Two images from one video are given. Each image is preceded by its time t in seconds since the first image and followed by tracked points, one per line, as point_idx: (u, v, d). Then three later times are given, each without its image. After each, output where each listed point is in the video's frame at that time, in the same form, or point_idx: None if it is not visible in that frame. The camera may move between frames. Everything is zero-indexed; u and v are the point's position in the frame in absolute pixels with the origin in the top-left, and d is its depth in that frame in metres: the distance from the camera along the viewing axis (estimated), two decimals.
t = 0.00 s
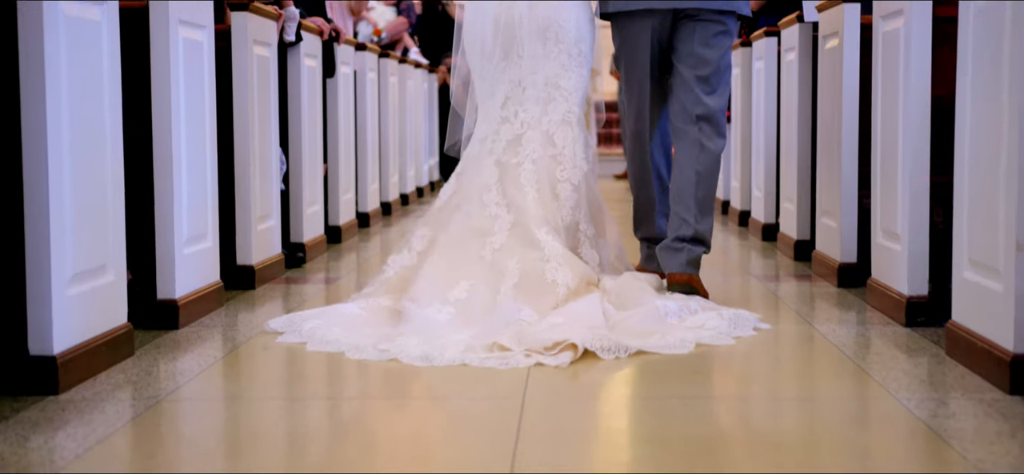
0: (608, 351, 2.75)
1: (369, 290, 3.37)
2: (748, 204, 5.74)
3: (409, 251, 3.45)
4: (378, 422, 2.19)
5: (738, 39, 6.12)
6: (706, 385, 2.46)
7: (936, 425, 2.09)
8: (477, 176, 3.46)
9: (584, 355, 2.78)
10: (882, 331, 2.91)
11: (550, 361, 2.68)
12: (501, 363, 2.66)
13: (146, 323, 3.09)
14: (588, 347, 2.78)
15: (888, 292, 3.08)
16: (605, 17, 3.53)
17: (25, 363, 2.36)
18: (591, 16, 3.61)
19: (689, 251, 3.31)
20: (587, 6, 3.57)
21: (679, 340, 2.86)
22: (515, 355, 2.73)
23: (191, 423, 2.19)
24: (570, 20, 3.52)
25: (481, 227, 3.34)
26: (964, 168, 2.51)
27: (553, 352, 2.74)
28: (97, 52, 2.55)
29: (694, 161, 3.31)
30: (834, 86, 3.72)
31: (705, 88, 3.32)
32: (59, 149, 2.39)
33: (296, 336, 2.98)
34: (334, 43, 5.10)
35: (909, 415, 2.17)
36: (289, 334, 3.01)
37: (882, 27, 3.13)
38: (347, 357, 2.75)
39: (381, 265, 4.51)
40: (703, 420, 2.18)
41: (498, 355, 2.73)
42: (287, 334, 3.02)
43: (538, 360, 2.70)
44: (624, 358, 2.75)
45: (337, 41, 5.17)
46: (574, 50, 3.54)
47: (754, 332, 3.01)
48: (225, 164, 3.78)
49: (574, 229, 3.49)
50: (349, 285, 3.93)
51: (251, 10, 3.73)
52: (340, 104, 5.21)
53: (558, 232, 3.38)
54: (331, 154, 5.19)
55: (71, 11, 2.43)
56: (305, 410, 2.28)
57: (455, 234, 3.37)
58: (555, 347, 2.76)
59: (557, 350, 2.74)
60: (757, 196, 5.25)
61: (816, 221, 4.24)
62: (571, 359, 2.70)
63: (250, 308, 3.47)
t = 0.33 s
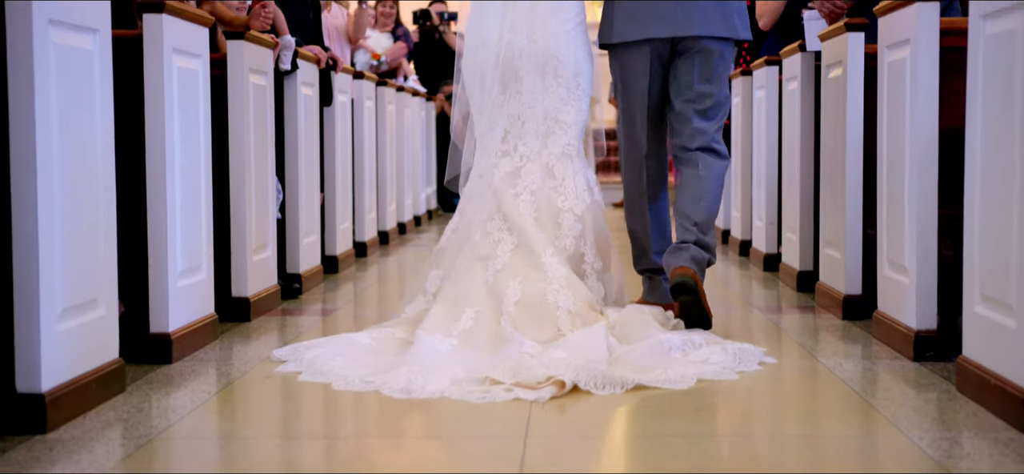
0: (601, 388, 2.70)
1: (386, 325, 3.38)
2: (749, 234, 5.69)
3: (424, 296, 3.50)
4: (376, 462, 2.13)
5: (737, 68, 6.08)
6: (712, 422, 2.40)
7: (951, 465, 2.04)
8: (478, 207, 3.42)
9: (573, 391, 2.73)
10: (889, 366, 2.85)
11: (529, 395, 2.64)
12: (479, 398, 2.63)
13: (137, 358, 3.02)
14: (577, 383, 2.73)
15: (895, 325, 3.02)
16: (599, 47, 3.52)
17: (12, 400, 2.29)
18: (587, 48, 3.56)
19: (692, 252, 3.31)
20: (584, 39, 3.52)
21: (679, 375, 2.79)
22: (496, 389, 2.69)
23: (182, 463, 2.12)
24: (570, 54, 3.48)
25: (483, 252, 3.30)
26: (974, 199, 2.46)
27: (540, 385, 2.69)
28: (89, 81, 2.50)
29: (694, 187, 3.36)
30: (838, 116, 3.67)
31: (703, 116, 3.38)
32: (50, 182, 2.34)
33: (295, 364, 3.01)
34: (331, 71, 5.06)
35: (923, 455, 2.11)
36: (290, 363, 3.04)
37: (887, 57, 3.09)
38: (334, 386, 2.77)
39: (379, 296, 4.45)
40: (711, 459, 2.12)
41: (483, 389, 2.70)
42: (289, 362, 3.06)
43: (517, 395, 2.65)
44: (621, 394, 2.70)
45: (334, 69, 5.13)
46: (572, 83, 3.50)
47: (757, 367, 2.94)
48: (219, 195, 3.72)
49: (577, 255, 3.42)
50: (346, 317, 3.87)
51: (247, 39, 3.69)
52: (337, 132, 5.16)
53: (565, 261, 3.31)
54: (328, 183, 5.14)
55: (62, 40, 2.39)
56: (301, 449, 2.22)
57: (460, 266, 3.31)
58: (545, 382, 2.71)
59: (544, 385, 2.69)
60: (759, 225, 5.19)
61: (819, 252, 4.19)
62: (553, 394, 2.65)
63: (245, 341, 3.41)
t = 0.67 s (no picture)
0: (589, 422, 2.65)
1: (386, 357, 3.34)
2: (751, 264, 5.64)
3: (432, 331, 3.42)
4: None
5: (738, 96, 6.05)
6: (715, 459, 2.34)
7: None
8: (475, 236, 3.35)
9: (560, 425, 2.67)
10: (897, 401, 2.79)
11: (514, 428, 2.59)
12: (463, 431, 2.57)
13: (129, 394, 2.96)
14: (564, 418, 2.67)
15: (903, 360, 2.96)
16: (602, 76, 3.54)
17: None
18: (585, 78, 3.54)
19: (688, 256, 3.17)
20: (582, 70, 3.51)
21: (671, 409, 2.73)
22: (483, 423, 2.64)
23: None
24: (567, 88, 3.45)
25: (479, 279, 3.25)
26: (985, 233, 2.40)
27: (528, 419, 2.64)
28: (79, 110, 2.45)
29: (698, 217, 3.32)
30: (841, 146, 3.63)
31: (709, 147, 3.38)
32: (37, 214, 2.28)
33: (293, 394, 2.98)
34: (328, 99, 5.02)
35: None
36: (288, 393, 3.02)
37: (892, 85, 3.05)
38: (322, 418, 2.72)
39: (376, 326, 4.38)
40: None
41: (469, 423, 2.64)
42: (287, 391, 3.04)
43: (502, 429, 2.60)
44: (613, 427, 2.64)
45: (331, 97, 5.09)
46: (570, 116, 3.46)
47: (760, 402, 2.87)
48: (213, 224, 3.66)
49: (581, 286, 3.38)
50: (343, 349, 3.81)
51: (243, 67, 3.64)
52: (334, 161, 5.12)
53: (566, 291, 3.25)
54: (324, 212, 5.09)
55: (52, 69, 2.33)
56: None
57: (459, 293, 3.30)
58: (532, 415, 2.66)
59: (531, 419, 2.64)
60: (760, 254, 5.14)
61: (822, 283, 4.13)
62: (540, 428, 2.60)
63: (239, 374, 3.35)
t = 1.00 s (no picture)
0: (578, 451, 2.61)
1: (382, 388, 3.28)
2: (752, 292, 5.58)
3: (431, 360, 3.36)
4: None
5: (738, 123, 6.01)
6: None
7: None
8: (471, 264, 3.29)
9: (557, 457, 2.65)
10: (906, 436, 2.73)
11: (511, 459, 2.53)
12: (458, 462, 2.51)
13: (120, 428, 2.89)
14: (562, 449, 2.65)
15: (911, 393, 2.90)
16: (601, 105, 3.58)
17: None
18: (582, 107, 3.51)
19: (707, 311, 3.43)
20: (579, 99, 3.48)
21: (665, 443, 2.66)
22: (481, 454, 2.58)
23: None
24: (562, 118, 3.41)
25: (477, 308, 3.19)
26: (996, 263, 2.35)
27: (524, 449, 2.61)
28: (70, 139, 2.40)
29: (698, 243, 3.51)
30: (843, 174, 3.58)
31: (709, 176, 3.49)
32: (25, 244, 2.22)
33: (290, 425, 2.93)
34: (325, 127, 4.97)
35: None
36: (285, 423, 2.97)
37: (898, 114, 3.00)
38: (318, 449, 2.66)
39: (372, 356, 4.32)
40: None
41: (465, 454, 2.58)
42: (284, 421, 2.99)
43: (499, 460, 2.54)
44: (596, 456, 2.60)
45: (328, 125, 5.04)
46: (564, 146, 3.42)
47: (760, 435, 2.80)
48: (207, 251, 3.60)
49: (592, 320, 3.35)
50: (338, 379, 3.74)
51: (239, 94, 3.59)
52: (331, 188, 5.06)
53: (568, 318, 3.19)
54: (321, 239, 5.03)
55: (41, 97, 2.28)
56: None
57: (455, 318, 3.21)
58: (529, 445, 2.64)
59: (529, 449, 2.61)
60: (761, 283, 5.08)
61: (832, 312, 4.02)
62: (537, 458, 2.57)
63: (234, 406, 3.28)
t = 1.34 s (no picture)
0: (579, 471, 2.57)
1: (379, 417, 3.22)
2: (753, 320, 5.51)
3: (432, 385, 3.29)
4: None
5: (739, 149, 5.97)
6: None
7: None
8: (475, 293, 3.27)
9: None
10: (914, 469, 2.67)
11: None
12: None
13: (110, 461, 2.83)
14: None
15: (920, 424, 2.84)
16: (598, 132, 3.57)
17: None
18: (583, 131, 3.47)
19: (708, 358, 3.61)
20: (581, 123, 3.44)
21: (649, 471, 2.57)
22: None
23: None
24: (565, 142, 3.36)
25: (485, 337, 3.17)
26: (1007, 290, 2.30)
27: None
28: (59, 167, 2.34)
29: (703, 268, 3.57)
30: (847, 202, 3.54)
31: (711, 201, 3.54)
32: (10, 274, 2.16)
33: (289, 451, 2.87)
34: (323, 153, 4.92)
35: None
36: (284, 451, 2.91)
37: (905, 141, 2.95)
38: None
39: (370, 385, 4.26)
40: None
41: None
42: (282, 448, 2.93)
43: None
44: None
45: (327, 151, 4.99)
46: (567, 170, 3.37)
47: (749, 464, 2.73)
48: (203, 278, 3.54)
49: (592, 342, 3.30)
50: (335, 409, 3.68)
51: (234, 120, 3.53)
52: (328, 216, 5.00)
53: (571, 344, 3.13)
54: (318, 266, 4.96)
55: (29, 124, 2.23)
56: None
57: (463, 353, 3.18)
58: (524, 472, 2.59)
59: None
60: (763, 310, 5.03)
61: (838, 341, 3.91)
62: None
63: (227, 437, 3.22)
